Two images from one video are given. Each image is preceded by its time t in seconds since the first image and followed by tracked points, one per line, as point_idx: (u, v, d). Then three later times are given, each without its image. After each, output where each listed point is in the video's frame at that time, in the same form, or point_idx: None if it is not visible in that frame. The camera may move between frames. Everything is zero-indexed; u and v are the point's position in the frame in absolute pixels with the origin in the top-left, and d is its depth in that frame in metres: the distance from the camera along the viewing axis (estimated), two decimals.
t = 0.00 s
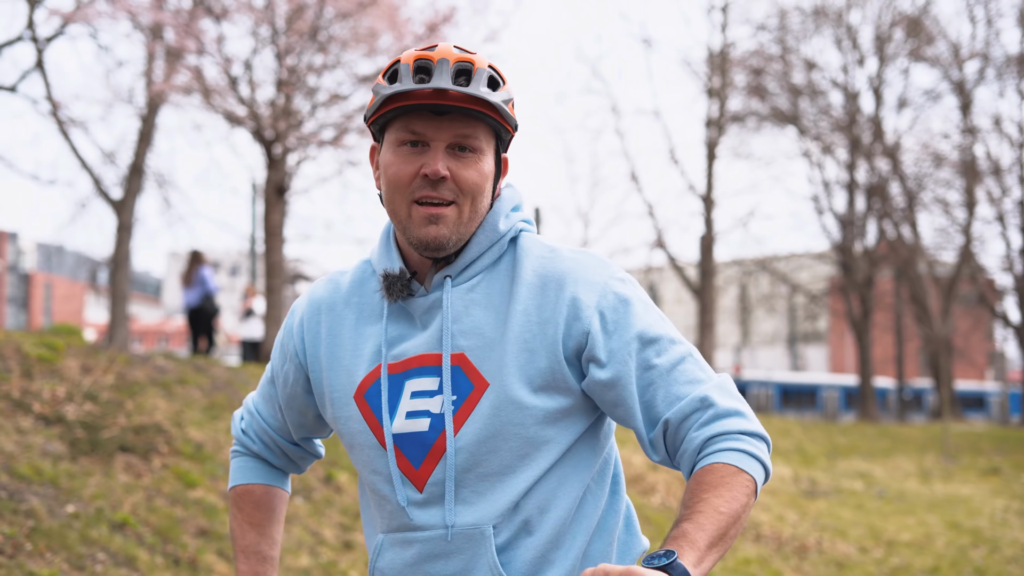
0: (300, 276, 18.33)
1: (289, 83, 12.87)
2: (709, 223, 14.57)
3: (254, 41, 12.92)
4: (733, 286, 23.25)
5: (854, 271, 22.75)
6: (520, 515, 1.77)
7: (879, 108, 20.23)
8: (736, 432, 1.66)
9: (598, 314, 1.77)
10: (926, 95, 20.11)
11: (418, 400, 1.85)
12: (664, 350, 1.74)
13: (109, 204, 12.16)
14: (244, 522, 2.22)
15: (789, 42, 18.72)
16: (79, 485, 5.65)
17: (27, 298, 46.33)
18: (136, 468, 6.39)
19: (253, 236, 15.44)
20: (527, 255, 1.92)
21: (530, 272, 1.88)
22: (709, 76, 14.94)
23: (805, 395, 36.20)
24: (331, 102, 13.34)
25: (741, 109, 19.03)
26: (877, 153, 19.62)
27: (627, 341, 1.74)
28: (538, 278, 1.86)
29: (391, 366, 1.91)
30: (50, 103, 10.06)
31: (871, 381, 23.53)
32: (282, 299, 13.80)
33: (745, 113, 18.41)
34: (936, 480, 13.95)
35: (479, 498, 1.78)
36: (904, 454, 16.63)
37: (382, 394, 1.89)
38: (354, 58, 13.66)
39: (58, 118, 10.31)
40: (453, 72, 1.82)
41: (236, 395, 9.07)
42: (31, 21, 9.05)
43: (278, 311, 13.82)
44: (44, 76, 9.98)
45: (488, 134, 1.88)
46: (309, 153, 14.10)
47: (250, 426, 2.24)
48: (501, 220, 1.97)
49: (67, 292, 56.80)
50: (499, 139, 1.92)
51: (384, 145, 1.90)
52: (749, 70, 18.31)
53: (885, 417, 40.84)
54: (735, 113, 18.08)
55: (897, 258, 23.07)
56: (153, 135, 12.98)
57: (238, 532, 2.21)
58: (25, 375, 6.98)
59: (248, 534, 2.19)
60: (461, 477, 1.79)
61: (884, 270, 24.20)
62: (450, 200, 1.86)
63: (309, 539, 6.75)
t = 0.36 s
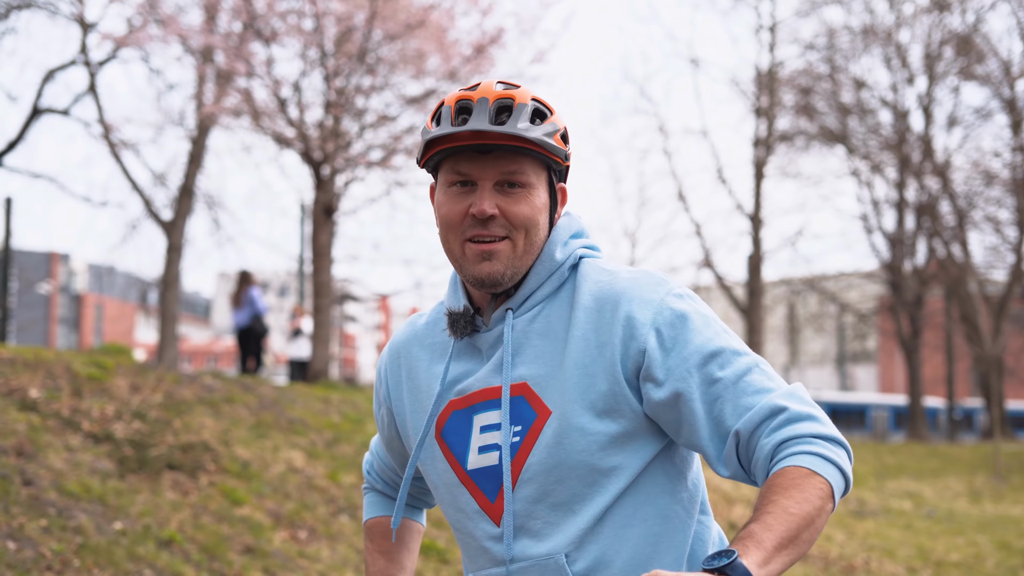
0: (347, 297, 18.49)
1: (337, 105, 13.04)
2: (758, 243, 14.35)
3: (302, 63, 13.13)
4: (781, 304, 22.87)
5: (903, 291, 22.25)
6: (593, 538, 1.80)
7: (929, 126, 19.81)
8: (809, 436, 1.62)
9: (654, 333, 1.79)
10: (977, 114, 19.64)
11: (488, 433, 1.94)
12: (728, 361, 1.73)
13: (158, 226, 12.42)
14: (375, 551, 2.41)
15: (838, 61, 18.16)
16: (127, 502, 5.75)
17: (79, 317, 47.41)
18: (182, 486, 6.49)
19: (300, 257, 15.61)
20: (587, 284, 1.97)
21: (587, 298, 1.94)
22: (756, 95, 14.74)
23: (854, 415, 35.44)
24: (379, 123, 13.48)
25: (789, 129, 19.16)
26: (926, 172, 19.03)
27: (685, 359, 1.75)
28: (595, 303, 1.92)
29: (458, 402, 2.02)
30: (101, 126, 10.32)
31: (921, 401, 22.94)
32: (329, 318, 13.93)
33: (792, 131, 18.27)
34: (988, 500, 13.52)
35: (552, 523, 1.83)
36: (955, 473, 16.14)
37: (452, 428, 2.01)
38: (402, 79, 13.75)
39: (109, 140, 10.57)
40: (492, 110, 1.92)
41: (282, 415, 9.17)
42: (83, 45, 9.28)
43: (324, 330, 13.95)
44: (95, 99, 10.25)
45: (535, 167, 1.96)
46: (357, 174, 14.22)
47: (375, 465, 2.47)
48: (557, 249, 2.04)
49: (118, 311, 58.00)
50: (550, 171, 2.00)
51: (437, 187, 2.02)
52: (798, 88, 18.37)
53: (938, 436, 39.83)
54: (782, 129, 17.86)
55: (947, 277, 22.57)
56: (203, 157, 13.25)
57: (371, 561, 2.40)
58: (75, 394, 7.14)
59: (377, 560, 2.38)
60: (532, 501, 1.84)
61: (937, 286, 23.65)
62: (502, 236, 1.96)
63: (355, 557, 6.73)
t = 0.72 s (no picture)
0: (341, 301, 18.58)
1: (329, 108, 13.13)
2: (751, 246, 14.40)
3: (294, 66, 13.21)
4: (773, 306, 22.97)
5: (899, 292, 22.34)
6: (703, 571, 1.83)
7: (923, 129, 19.88)
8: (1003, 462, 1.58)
9: (822, 364, 1.76)
10: (971, 117, 19.76)
11: (603, 433, 1.96)
12: (904, 401, 1.69)
13: (152, 230, 12.48)
14: (429, 504, 2.44)
15: (832, 64, 18.24)
16: (114, 504, 5.81)
17: (71, 323, 47.43)
18: (170, 487, 6.56)
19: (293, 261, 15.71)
20: (746, 295, 1.94)
21: (742, 314, 1.91)
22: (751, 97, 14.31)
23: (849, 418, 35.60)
24: (371, 126, 13.55)
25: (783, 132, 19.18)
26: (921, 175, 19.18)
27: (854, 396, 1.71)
28: (751, 320, 1.88)
29: (577, 387, 2.04)
30: (95, 130, 10.37)
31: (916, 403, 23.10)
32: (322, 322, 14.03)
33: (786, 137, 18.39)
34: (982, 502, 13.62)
35: (657, 544, 1.87)
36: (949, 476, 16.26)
37: (562, 413, 2.04)
38: (393, 83, 13.92)
39: (104, 144, 10.63)
40: (677, 92, 1.91)
41: (272, 417, 9.23)
42: (76, 49, 9.31)
43: (317, 333, 14.02)
44: (89, 104, 10.31)
45: (710, 162, 1.94)
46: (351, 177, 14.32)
47: (452, 412, 2.49)
48: (717, 253, 2.01)
49: (111, 317, 58.09)
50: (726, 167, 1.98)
51: (605, 154, 2.01)
52: (791, 92, 18.37)
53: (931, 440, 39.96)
54: (776, 135, 17.94)
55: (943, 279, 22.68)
56: (197, 161, 13.31)
57: (423, 512, 2.44)
58: (64, 396, 7.19)
59: (431, 518, 2.40)
60: (647, 524, 1.87)
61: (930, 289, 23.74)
62: (655, 225, 1.95)
63: (342, 559, 6.78)
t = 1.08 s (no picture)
0: (303, 302, 18.52)
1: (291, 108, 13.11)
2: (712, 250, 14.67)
3: (252, 65, 13.18)
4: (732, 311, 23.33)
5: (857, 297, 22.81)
6: None
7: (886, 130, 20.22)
8: None
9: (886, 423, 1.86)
10: (933, 120, 20.23)
11: (643, 434, 1.99)
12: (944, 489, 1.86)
13: (110, 230, 12.41)
14: (389, 474, 2.43)
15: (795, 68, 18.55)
16: (61, 503, 5.80)
17: (30, 318, 46.69)
18: (120, 487, 6.55)
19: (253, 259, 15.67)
20: (808, 328, 2.00)
21: (806, 348, 1.96)
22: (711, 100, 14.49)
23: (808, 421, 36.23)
24: (329, 126, 13.50)
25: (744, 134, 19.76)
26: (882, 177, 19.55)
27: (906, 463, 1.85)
28: (820, 356, 1.94)
29: (621, 378, 2.05)
30: (52, 128, 10.30)
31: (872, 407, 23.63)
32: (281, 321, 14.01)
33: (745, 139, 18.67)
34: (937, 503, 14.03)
35: (674, 557, 1.93)
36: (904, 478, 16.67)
37: (597, 403, 2.05)
38: (354, 82, 13.94)
39: (62, 143, 10.55)
40: (772, 99, 1.91)
41: (226, 417, 9.23)
42: (35, 47, 9.27)
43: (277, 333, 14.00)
44: (46, 101, 10.24)
45: (799, 171, 1.96)
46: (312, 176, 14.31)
47: (438, 365, 2.43)
48: (801, 282, 2.02)
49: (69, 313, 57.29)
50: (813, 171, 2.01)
51: (684, 160, 1.99)
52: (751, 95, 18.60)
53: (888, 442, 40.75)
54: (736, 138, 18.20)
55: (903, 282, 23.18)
56: (156, 159, 13.24)
57: (381, 480, 2.43)
58: (13, 396, 7.14)
59: (390, 492, 2.40)
60: (671, 541, 1.94)
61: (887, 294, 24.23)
62: (739, 241, 1.94)
63: (293, 558, 6.82)
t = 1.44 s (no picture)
0: (269, 300, 18.42)
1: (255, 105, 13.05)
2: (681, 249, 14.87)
3: (215, 62, 13.12)
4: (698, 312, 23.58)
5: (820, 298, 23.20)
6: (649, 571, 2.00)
7: (849, 133, 20.67)
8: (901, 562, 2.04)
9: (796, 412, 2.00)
10: (895, 122, 20.64)
11: (578, 417, 2.06)
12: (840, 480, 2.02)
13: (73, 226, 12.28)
14: (318, 468, 2.46)
15: (759, 69, 18.78)
16: (19, 500, 5.78)
17: None
18: (78, 485, 6.54)
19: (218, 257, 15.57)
20: (731, 315, 2.12)
21: (729, 336, 2.08)
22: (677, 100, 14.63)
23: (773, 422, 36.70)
24: (293, 123, 13.51)
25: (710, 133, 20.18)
26: (845, 177, 19.92)
27: (814, 450, 1.99)
28: (742, 346, 2.05)
29: (555, 363, 2.13)
30: (13, 123, 10.18)
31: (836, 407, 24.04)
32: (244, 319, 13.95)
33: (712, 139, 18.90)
34: (897, 502, 14.35)
35: (609, 537, 1.99)
36: (867, 478, 16.99)
37: (535, 390, 2.11)
38: (317, 79, 13.91)
39: (23, 138, 10.43)
40: (658, 85, 2.01)
41: (186, 414, 9.21)
42: None
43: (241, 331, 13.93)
44: (6, 96, 10.11)
45: (698, 146, 2.05)
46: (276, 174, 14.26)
47: (367, 360, 2.48)
48: (726, 267, 2.14)
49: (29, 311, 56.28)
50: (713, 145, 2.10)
51: (587, 157, 2.09)
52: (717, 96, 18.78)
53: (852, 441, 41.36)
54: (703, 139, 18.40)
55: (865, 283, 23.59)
56: (118, 156, 13.14)
57: (310, 475, 2.45)
58: None
59: (319, 485, 2.43)
60: (606, 522, 2.01)
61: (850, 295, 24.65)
62: (656, 224, 2.04)
63: (253, 556, 6.83)
